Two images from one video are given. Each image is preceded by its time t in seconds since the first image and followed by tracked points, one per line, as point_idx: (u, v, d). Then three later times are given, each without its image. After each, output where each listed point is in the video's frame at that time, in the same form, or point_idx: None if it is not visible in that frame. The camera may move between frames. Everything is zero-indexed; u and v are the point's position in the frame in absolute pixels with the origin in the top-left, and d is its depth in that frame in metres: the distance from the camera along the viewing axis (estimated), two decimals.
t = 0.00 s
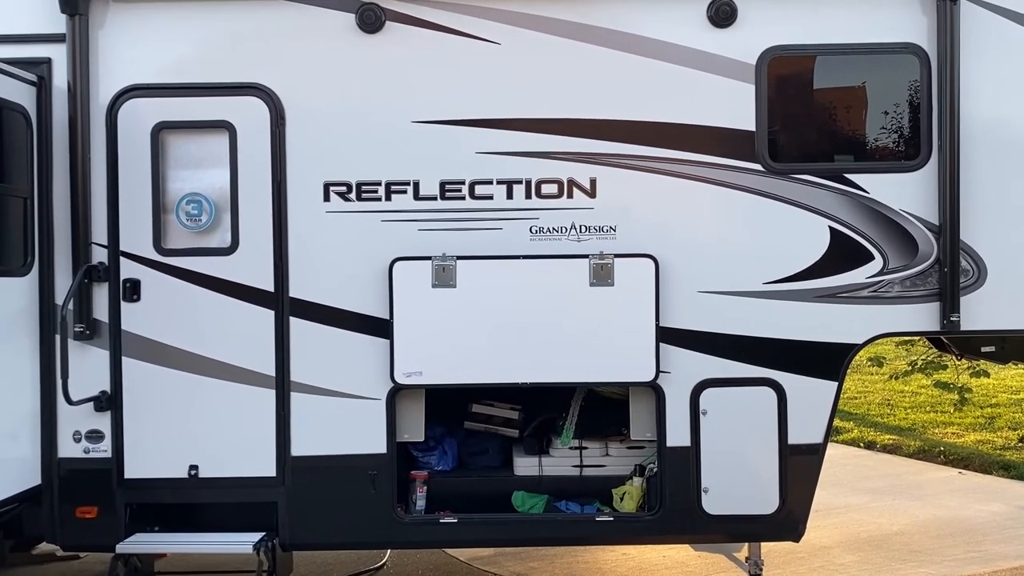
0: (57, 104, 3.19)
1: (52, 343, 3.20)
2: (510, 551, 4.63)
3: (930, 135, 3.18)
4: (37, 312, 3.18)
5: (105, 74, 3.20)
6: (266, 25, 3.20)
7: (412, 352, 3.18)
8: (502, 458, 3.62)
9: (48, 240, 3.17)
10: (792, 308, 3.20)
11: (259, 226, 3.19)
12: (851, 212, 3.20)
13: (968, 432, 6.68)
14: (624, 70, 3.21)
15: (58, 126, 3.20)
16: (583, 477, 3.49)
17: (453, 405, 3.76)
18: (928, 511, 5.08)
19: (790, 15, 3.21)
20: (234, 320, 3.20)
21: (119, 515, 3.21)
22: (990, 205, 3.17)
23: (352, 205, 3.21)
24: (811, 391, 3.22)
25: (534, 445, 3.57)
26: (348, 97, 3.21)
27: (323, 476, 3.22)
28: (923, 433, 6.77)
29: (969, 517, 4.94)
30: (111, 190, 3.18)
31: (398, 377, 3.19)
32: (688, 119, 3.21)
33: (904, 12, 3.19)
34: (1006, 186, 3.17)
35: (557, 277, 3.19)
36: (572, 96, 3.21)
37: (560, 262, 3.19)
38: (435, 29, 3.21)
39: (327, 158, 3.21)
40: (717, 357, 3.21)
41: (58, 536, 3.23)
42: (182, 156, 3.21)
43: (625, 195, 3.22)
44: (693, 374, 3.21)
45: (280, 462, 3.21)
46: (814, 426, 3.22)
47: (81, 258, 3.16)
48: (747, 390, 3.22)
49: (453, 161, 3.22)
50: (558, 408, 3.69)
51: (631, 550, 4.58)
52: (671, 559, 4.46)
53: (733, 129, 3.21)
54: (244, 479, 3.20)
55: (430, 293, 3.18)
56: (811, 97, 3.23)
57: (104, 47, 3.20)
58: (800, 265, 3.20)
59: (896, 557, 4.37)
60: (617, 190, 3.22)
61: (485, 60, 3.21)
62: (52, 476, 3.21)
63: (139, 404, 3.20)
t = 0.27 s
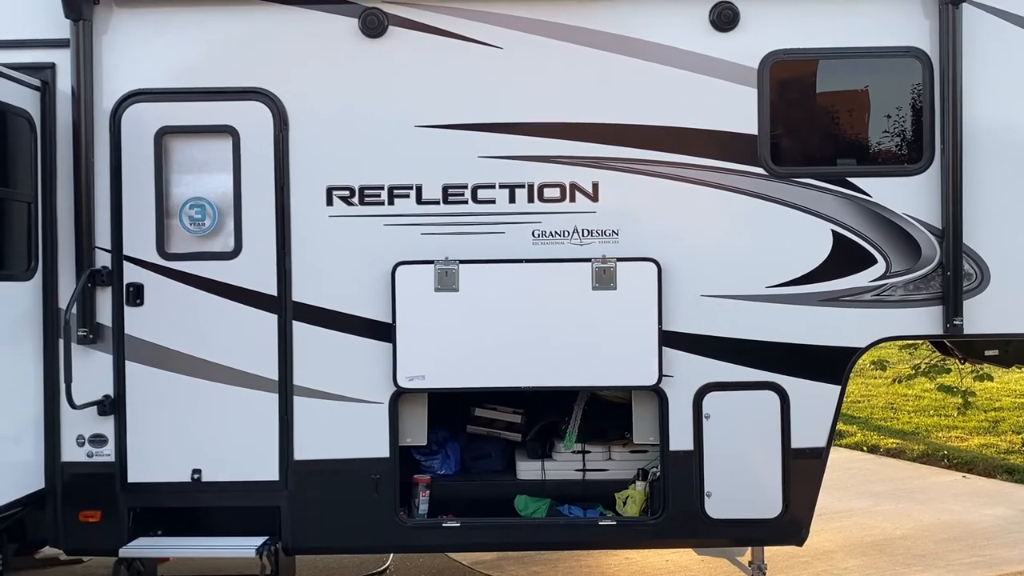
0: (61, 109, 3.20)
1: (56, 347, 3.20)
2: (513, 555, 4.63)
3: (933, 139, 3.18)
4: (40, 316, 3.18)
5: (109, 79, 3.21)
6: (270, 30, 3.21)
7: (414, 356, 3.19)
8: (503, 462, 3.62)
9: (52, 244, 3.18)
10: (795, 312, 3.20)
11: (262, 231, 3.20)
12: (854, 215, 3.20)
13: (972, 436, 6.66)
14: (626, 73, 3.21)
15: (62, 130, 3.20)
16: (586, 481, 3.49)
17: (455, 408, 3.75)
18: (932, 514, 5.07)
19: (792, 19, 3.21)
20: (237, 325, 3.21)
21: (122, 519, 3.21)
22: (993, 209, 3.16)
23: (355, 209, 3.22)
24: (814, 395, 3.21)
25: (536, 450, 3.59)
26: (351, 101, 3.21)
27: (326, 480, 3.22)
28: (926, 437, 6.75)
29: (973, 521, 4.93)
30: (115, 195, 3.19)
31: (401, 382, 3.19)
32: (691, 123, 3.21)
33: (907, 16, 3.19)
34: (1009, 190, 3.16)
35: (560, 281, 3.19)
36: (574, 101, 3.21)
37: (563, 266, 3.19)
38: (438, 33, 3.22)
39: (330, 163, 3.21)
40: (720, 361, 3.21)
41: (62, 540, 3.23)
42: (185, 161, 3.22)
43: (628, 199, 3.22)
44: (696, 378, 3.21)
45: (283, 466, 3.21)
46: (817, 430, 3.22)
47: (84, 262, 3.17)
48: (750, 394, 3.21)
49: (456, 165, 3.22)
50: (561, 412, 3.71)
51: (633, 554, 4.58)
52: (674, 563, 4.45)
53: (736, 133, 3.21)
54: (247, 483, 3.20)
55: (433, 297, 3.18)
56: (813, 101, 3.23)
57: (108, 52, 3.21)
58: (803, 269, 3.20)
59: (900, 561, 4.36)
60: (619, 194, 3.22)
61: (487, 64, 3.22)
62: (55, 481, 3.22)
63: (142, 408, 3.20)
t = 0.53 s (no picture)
0: (65, 113, 3.21)
1: (59, 351, 3.21)
2: (516, 559, 4.62)
3: (936, 142, 3.18)
4: (43, 320, 3.19)
5: (112, 83, 3.21)
6: (273, 33, 3.21)
7: (417, 359, 3.18)
8: (507, 466, 3.60)
9: (55, 248, 3.19)
10: (798, 316, 3.20)
11: (265, 235, 3.20)
12: (857, 219, 3.20)
13: (976, 439, 6.64)
14: (629, 77, 3.21)
15: (65, 134, 3.21)
16: (589, 485, 3.48)
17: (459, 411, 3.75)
18: (936, 518, 5.06)
19: (795, 23, 3.21)
20: (240, 328, 3.21)
21: (125, 522, 3.21)
22: (997, 212, 3.16)
23: (358, 213, 3.22)
24: (818, 399, 3.21)
25: (539, 454, 3.56)
26: (354, 105, 3.22)
27: (329, 484, 3.22)
28: (930, 441, 6.74)
29: (978, 525, 4.92)
30: (118, 198, 3.19)
31: (404, 385, 3.19)
32: (693, 126, 3.21)
33: (910, 19, 3.19)
34: (1012, 193, 3.16)
35: (562, 285, 3.19)
36: (577, 104, 3.22)
37: (566, 270, 3.19)
38: (441, 37, 3.22)
39: (333, 167, 3.22)
40: (723, 365, 3.21)
41: (65, 544, 3.23)
42: (188, 165, 3.22)
43: (630, 202, 3.22)
44: (699, 382, 3.21)
45: (286, 469, 3.21)
46: (820, 434, 3.21)
47: (88, 266, 3.17)
48: (753, 398, 3.21)
49: (459, 169, 3.22)
50: (564, 416, 3.70)
51: (637, 558, 4.57)
52: (677, 567, 4.44)
53: (738, 136, 3.21)
54: (250, 487, 3.20)
55: (435, 301, 3.18)
56: (816, 105, 3.23)
57: (112, 57, 3.21)
58: (806, 273, 3.19)
59: (904, 566, 4.35)
60: (622, 198, 3.22)
61: (490, 68, 3.22)
62: (58, 484, 3.22)
63: (145, 411, 3.20)
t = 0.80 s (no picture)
0: (68, 116, 3.21)
1: (63, 353, 3.21)
2: (519, 561, 4.61)
3: (940, 144, 3.17)
4: (47, 322, 3.19)
5: (115, 86, 3.22)
6: (276, 36, 3.22)
7: (420, 362, 3.18)
8: (510, 469, 3.59)
9: (59, 251, 3.19)
10: (801, 318, 3.19)
11: (268, 237, 3.20)
12: (861, 221, 3.19)
13: (980, 442, 6.63)
14: (632, 80, 3.21)
15: (69, 137, 3.22)
16: (592, 488, 3.48)
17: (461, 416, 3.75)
18: (940, 522, 5.04)
19: (798, 25, 3.21)
20: (243, 331, 3.21)
21: (128, 525, 3.21)
22: (1001, 214, 3.16)
23: (361, 215, 3.22)
24: (821, 401, 3.20)
25: (541, 456, 3.55)
26: (357, 108, 3.22)
27: (332, 486, 3.22)
28: (934, 444, 6.72)
29: (982, 528, 4.90)
30: (121, 201, 3.20)
31: (407, 388, 3.19)
32: (696, 129, 3.21)
33: (913, 22, 3.18)
34: (1016, 196, 3.15)
35: (565, 287, 3.19)
36: (580, 107, 3.22)
37: (569, 272, 3.19)
38: (443, 40, 3.22)
39: (336, 169, 3.22)
40: (726, 368, 3.20)
41: (68, 547, 3.24)
42: (191, 167, 3.23)
43: (633, 205, 3.22)
44: (702, 385, 3.20)
45: (288, 472, 3.21)
46: (824, 436, 3.20)
47: (91, 268, 3.17)
48: (757, 400, 3.20)
49: (462, 172, 3.22)
50: (566, 419, 3.70)
51: (640, 561, 4.56)
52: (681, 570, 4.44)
53: (742, 139, 3.21)
54: (252, 489, 3.20)
55: (438, 303, 3.18)
56: (820, 107, 3.22)
57: (115, 60, 3.22)
58: (809, 275, 3.19)
59: (908, 569, 4.33)
60: (625, 200, 3.22)
61: (493, 70, 3.22)
62: (62, 487, 3.22)
63: (148, 414, 3.20)
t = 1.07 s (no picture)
0: (72, 118, 3.22)
1: (66, 356, 3.22)
2: (522, 564, 4.61)
3: (943, 147, 3.17)
4: (50, 324, 3.20)
5: (119, 88, 3.23)
6: (278, 39, 3.22)
7: (422, 365, 3.18)
8: (513, 471, 3.61)
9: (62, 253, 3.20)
10: (804, 321, 3.19)
11: (271, 240, 3.21)
12: (864, 224, 3.19)
13: (984, 446, 6.61)
14: (635, 82, 3.21)
15: (72, 140, 3.23)
16: (594, 491, 3.48)
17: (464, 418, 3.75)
18: (944, 525, 5.03)
19: (801, 28, 3.21)
20: (246, 333, 3.21)
21: (131, 527, 3.21)
22: (1004, 217, 3.15)
23: (363, 218, 3.22)
24: (824, 404, 3.20)
25: (545, 459, 3.57)
26: (359, 110, 3.22)
27: (334, 489, 3.22)
28: (937, 447, 6.71)
29: (985, 532, 4.89)
30: (125, 203, 3.20)
31: (409, 390, 3.19)
32: (699, 131, 3.21)
33: (917, 24, 3.18)
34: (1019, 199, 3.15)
35: (567, 290, 3.18)
36: (582, 110, 3.22)
37: (571, 275, 3.19)
38: (446, 43, 3.23)
39: (338, 172, 3.22)
40: (729, 370, 3.20)
41: (71, 549, 3.24)
42: (194, 170, 3.23)
43: (636, 207, 3.22)
44: (705, 388, 3.20)
45: (291, 474, 3.21)
46: (826, 440, 3.20)
47: (94, 270, 3.18)
48: (759, 403, 3.20)
49: (464, 174, 3.23)
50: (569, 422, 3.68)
51: (642, 564, 4.56)
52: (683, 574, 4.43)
53: (744, 141, 3.21)
54: (254, 492, 3.20)
55: (441, 306, 3.18)
56: (823, 110, 3.22)
57: (119, 63, 3.23)
58: (812, 278, 3.19)
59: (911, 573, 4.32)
60: (628, 203, 3.22)
61: (495, 73, 3.22)
62: (64, 489, 3.22)
63: (151, 416, 3.21)
